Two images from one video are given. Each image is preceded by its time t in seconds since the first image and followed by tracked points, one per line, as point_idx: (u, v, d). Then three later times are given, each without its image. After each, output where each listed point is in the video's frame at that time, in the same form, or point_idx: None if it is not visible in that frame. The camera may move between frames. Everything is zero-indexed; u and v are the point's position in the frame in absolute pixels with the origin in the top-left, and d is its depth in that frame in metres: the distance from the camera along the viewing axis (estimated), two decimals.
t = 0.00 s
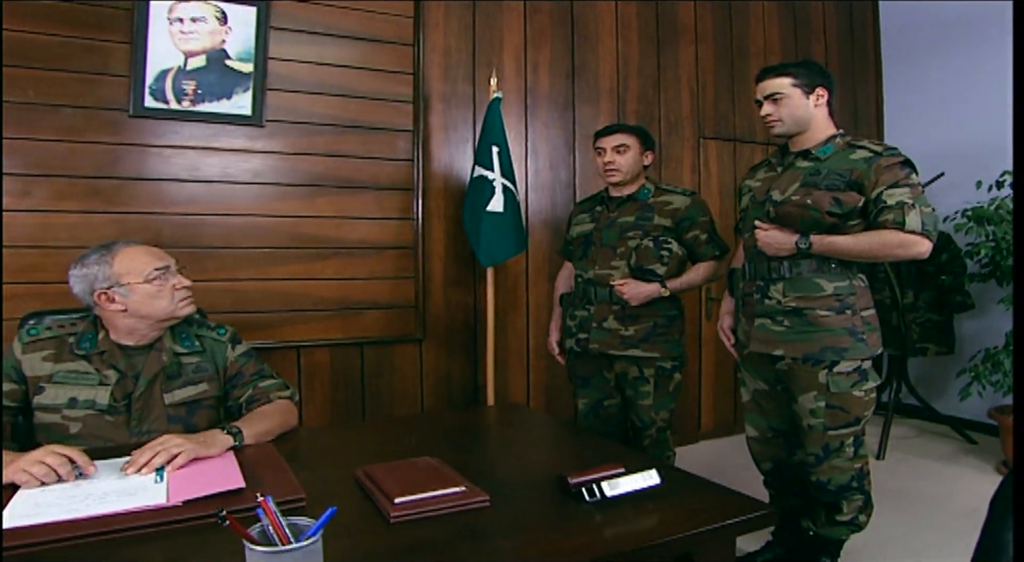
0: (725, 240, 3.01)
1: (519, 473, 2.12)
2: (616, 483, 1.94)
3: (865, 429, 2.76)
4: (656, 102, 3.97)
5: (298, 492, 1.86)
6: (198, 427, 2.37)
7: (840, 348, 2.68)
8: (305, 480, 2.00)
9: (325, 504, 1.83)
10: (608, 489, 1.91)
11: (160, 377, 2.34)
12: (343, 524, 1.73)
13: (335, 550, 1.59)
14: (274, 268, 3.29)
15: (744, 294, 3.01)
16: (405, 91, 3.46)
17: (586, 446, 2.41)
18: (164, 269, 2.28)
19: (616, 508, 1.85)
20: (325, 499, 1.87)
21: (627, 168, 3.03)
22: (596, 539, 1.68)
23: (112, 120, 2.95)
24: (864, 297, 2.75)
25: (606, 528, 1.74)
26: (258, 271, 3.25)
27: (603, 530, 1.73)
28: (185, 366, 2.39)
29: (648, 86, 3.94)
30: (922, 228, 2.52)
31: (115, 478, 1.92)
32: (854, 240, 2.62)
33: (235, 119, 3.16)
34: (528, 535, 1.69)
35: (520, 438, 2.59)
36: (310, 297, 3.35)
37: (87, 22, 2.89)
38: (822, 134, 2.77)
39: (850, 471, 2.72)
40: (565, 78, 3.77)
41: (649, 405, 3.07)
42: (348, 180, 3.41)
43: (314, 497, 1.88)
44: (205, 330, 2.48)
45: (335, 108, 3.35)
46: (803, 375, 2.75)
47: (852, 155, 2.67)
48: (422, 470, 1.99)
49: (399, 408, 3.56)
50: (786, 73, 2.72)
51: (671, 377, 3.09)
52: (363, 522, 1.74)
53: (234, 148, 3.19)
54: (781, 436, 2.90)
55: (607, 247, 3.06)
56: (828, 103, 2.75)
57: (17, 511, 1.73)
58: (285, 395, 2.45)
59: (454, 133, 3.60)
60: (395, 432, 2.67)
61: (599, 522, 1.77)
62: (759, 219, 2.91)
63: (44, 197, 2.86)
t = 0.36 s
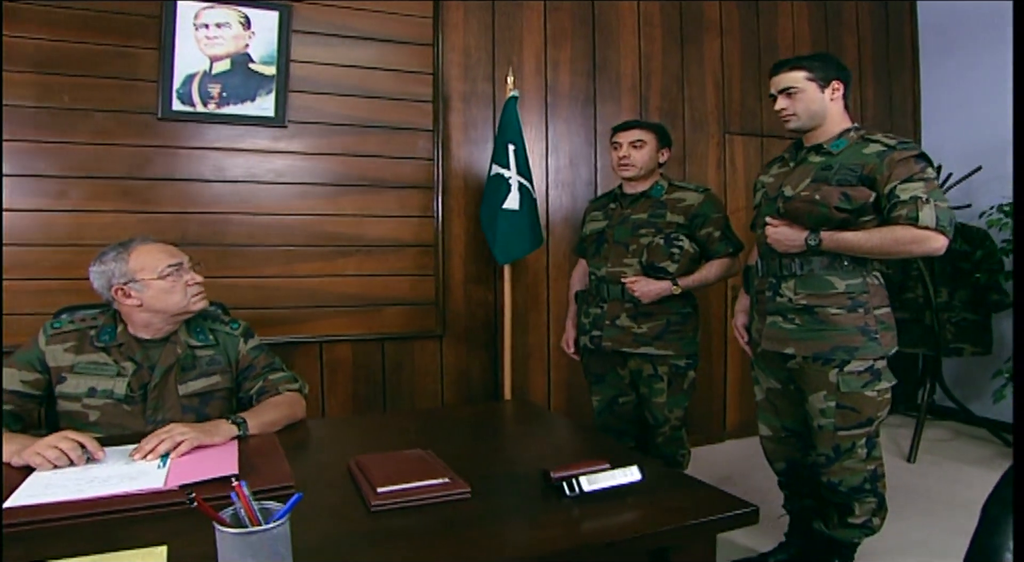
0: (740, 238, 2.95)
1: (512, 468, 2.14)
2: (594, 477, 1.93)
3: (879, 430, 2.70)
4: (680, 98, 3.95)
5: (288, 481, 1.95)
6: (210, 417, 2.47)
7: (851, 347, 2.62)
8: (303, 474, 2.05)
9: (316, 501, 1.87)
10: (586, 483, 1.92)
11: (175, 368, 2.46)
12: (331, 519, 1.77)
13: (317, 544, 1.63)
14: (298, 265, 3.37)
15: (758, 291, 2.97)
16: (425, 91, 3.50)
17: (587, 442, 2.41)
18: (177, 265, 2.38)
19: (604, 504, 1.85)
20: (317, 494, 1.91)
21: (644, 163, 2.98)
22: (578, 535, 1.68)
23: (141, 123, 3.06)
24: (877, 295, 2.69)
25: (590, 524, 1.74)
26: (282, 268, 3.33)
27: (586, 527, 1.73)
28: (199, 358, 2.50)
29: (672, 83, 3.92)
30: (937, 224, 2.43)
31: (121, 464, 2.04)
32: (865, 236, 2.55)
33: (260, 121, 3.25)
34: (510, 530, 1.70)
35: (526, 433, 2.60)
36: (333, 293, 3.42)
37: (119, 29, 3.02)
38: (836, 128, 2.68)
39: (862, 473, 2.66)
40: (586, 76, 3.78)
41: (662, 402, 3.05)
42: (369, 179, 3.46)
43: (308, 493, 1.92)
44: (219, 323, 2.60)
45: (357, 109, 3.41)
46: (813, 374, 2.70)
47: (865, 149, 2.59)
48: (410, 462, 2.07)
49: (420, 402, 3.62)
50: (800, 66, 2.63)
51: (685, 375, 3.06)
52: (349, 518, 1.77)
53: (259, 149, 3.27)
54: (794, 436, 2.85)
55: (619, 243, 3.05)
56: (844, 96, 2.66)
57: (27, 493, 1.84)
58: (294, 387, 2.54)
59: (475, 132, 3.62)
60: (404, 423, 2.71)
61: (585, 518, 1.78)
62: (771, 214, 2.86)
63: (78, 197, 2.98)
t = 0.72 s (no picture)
0: (742, 237, 2.93)
1: (497, 466, 2.16)
2: (563, 475, 1.96)
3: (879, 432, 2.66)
4: (694, 97, 3.94)
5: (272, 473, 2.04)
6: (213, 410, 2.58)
7: (849, 348, 2.59)
8: (293, 473, 2.08)
9: (302, 498, 1.90)
10: (553, 480, 1.94)
11: (179, 363, 2.55)
12: (314, 515, 1.79)
13: (296, 539, 1.65)
14: (310, 264, 3.42)
15: (759, 291, 2.95)
16: (435, 93, 3.54)
17: (577, 442, 2.41)
18: (179, 263, 2.47)
19: (585, 504, 1.85)
20: (301, 490, 1.95)
21: (643, 163, 3.00)
22: (553, 534, 1.69)
23: (159, 127, 3.14)
24: (876, 296, 2.65)
25: (567, 523, 1.75)
26: (295, 267, 3.39)
27: (563, 526, 1.74)
28: (202, 353, 2.59)
29: (685, 82, 3.91)
30: (935, 223, 2.39)
31: (120, 453, 2.15)
32: (862, 236, 2.52)
33: (271, 125, 3.29)
34: (487, 528, 1.71)
35: (523, 431, 2.61)
36: (344, 293, 3.47)
37: (138, 38, 3.10)
38: (835, 127, 2.66)
39: (862, 476, 2.62)
40: (596, 75, 3.80)
41: (665, 402, 3.03)
42: (380, 180, 3.52)
43: (294, 490, 1.95)
44: (223, 321, 2.71)
45: (369, 111, 3.45)
46: (811, 374, 2.68)
47: (863, 148, 2.57)
48: (392, 456, 2.13)
49: (429, 398, 3.68)
50: (800, 64, 2.60)
51: (687, 374, 3.03)
52: (332, 515, 1.79)
53: (273, 151, 3.33)
54: (793, 437, 2.83)
55: (620, 243, 3.06)
56: (844, 94, 2.62)
57: (28, 477, 1.95)
58: (293, 382, 2.63)
59: (485, 133, 3.67)
60: (399, 419, 2.74)
61: (563, 517, 1.78)
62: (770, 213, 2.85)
63: (99, 199, 3.07)
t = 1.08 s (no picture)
0: (750, 236, 2.92)
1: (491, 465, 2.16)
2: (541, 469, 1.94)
3: (888, 434, 2.61)
4: (715, 97, 3.94)
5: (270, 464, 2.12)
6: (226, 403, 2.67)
7: (857, 348, 2.55)
8: (294, 471, 2.10)
9: (300, 493, 1.92)
10: (533, 474, 1.92)
11: (194, 357, 2.67)
12: (309, 508, 1.80)
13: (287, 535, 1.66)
14: (330, 264, 3.48)
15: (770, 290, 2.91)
16: (454, 95, 3.57)
17: (578, 439, 2.41)
18: (190, 260, 2.60)
19: (578, 495, 1.84)
20: (294, 485, 1.99)
21: (650, 164, 3.02)
22: (544, 522, 1.67)
23: (185, 132, 3.18)
24: (886, 296, 2.60)
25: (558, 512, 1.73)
26: (316, 267, 3.45)
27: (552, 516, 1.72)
28: (216, 348, 2.71)
29: (705, 80, 3.91)
30: (942, 221, 2.34)
31: (132, 440, 2.27)
32: (870, 235, 2.47)
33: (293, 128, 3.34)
34: (477, 517, 1.71)
35: (527, 428, 2.62)
36: (364, 292, 3.54)
37: (165, 46, 3.15)
38: (838, 126, 2.64)
39: (869, 479, 2.58)
40: (614, 75, 3.80)
41: (674, 402, 2.99)
42: (400, 181, 3.55)
43: (290, 484, 1.99)
44: (237, 317, 2.82)
45: (388, 113, 3.49)
46: (818, 375, 2.64)
47: (869, 145, 2.53)
48: (385, 450, 2.20)
49: (447, 395, 3.73)
50: (802, 62, 2.60)
51: (696, 375, 3.01)
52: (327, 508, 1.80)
53: (296, 153, 3.37)
54: (800, 438, 2.82)
55: (628, 243, 3.08)
56: (847, 93, 2.60)
57: (42, 464, 2.07)
58: (302, 377, 2.72)
59: (503, 135, 3.69)
60: (405, 415, 2.78)
61: (554, 507, 1.76)
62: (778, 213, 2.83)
63: (129, 202, 3.12)
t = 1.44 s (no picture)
0: (778, 235, 2.83)
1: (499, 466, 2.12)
2: (537, 465, 1.85)
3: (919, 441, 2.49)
4: (752, 92, 3.86)
5: (280, 455, 2.16)
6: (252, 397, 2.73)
7: (884, 351, 2.43)
8: (304, 471, 2.08)
9: (307, 489, 1.89)
10: (528, 470, 1.85)
11: (221, 352, 2.74)
12: (316, 500, 1.77)
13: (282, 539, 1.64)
14: (361, 263, 3.49)
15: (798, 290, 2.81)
16: (483, 94, 3.55)
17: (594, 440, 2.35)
18: (215, 260, 2.67)
19: (587, 489, 1.79)
20: (299, 480, 2.00)
21: (674, 161, 2.96)
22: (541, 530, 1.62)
23: (220, 134, 3.20)
24: (916, 297, 2.47)
25: (565, 505, 1.67)
26: (348, 266, 3.47)
27: (555, 508, 1.66)
28: (241, 344, 2.77)
29: (742, 73, 3.83)
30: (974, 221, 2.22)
31: (154, 431, 2.34)
32: (896, 234, 2.37)
33: (325, 130, 3.34)
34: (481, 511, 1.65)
35: (542, 426, 2.60)
36: (395, 291, 3.55)
37: (202, 51, 3.17)
38: (868, 121, 2.53)
39: (897, 487, 2.47)
40: (647, 71, 3.76)
41: (699, 404, 2.93)
42: (431, 180, 3.54)
43: (295, 479, 2.01)
44: (263, 315, 2.89)
45: (418, 113, 3.49)
46: (843, 378, 2.54)
47: (897, 141, 2.43)
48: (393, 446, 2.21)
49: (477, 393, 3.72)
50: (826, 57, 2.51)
51: (722, 376, 2.95)
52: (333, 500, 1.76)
53: (329, 155, 3.38)
54: (825, 443, 2.72)
55: (653, 242, 3.03)
56: (875, 87, 2.50)
57: (69, 452, 2.17)
58: (324, 373, 2.77)
59: (532, 135, 3.66)
60: (424, 413, 2.78)
61: (562, 501, 1.70)
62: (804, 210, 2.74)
63: (168, 204, 3.14)
